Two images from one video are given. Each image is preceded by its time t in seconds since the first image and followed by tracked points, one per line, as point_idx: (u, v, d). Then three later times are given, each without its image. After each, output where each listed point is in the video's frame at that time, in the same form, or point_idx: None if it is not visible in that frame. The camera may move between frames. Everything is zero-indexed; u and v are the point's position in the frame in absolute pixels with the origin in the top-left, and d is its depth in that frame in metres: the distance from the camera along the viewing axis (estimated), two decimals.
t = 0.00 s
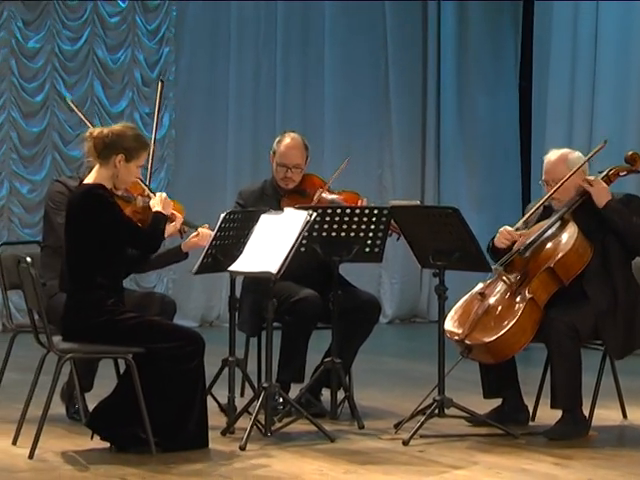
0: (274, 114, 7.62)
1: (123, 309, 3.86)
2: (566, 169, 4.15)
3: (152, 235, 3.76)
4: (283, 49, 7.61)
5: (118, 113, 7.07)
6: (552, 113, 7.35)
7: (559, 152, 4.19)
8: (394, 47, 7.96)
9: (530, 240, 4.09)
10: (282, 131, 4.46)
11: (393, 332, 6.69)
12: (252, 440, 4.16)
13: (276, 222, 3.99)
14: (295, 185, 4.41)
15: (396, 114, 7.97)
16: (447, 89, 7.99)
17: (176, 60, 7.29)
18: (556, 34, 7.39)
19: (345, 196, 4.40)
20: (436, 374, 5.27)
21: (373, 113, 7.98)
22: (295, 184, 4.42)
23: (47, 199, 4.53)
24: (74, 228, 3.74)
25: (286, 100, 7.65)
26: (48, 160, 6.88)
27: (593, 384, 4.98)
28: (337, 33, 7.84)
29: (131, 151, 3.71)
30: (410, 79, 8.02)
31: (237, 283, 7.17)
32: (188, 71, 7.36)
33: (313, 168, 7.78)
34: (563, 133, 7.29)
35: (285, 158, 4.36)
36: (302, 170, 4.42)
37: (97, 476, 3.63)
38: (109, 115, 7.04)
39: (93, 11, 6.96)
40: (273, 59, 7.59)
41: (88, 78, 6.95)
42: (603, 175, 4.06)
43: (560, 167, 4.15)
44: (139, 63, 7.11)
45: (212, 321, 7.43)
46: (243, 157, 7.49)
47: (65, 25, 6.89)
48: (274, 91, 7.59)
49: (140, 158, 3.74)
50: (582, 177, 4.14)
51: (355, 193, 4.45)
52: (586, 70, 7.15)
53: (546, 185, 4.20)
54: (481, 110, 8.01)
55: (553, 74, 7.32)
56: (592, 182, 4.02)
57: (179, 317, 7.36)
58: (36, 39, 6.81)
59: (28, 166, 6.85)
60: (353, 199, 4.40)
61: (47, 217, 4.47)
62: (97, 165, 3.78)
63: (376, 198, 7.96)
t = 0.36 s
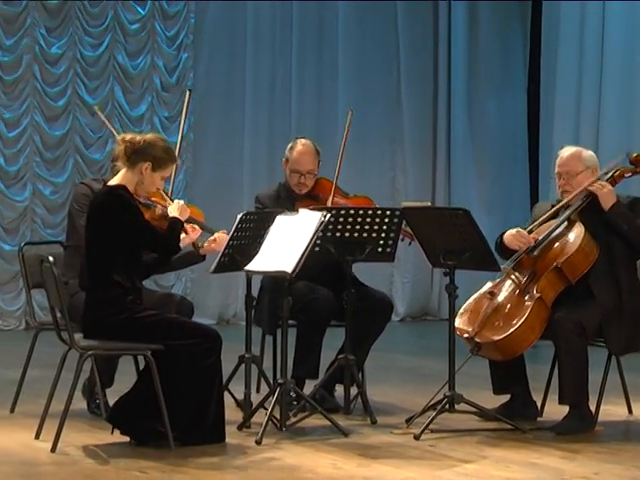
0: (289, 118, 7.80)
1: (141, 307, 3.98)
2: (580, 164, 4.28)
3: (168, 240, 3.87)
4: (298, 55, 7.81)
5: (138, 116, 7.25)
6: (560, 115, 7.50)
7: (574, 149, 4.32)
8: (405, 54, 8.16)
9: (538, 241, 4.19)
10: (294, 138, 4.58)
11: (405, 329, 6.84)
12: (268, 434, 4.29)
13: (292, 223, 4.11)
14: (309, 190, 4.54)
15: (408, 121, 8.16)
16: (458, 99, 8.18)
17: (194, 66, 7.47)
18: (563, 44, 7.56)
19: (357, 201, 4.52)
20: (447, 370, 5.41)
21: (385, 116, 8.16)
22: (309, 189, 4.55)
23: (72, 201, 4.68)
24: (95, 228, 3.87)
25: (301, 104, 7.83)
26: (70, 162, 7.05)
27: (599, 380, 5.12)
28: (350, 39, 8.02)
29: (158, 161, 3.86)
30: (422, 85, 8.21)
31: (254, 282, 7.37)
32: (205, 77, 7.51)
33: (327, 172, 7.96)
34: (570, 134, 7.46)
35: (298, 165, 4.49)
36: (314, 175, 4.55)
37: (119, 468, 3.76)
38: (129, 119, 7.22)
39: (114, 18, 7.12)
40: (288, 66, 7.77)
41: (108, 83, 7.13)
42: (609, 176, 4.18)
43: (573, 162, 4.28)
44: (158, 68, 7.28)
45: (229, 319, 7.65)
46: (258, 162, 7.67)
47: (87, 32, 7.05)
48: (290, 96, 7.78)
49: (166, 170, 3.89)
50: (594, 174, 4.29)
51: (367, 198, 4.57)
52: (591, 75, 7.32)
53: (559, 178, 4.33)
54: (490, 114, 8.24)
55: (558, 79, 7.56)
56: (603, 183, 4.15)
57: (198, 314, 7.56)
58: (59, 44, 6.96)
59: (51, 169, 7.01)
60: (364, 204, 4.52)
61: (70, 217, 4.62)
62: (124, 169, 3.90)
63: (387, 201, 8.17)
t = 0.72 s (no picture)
0: (298, 122, 7.95)
1: (155, 306, 4.10)
2: (574, 174, 4.39)
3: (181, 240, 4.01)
4: (308, 62, 7.95)
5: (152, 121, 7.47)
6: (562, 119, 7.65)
7: (566, 157, 4.43)
8: (413, 61, 8.33)
9: (539, 242, 4.33)
10: (302, 144, 4.73)
11: (412, 326, 6.98)
12: (278, 428, 4.41)
13: (301, 223, 4.24)
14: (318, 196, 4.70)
15: (414, 124, 8.34)
16: (462, 98, 8.36)
17: (207, 70, 7.67)
18: (565, 53, 7.72)
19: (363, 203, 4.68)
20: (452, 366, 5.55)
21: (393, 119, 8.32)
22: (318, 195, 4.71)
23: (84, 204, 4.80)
24: (109, 228, 3.99)
25: (310, 109, 7.97)
26: (87, 165, 7.24)
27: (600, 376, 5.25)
28: (358, 44, 8.16)
29: (174, 165, 3.99)
30: (427, 90, 8.40)
31: (264, 281, 7.52)
32: (217, 83, 7.69)
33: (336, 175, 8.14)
34: (572, 138, 7.61)
35: (306, 173, 4.64)
36: (322, 182, 4.70)
37: (133, 461, 3.88)
38: (144, 123, 7.43)
39: (129, 24, 7.34)
40: (298, 70, 7.92)
41: (123, 87, 7.33)
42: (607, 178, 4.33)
43: (567, 171, 4.39)
44: (171, 73, 7.50)
45: (240, 316, 7.80)
46: (269, 166, 7.84)
47: (103, 38, 7.26)
48: (300, 100, 7.94)
49: (181, 173, 4.01)
50: (589, 181, 4.40)
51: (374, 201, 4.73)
52: (593, 79, 7.48)
53: (555, 189, 4.45)
54: (495, 118, 8.41)
55: (560, 83, 7.72)
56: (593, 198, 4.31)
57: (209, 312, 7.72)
58: (75, 50, 7.16)
59: (68, 171, 7.20)
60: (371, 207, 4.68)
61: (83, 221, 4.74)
62: (139, 170, 4.04)
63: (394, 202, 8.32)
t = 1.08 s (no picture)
0: (298, 125, 8.12)
1: (160, 305, 4.24)
2: (573, 170, 4.53)
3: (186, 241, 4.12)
4: (307, 67, 8.13)
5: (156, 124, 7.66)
6: (554, 124, 7.83)
7: (568, 154, 4.57)
8: (410, 66, 8.52)
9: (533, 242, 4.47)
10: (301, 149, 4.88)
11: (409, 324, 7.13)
12: (278, 423, 4.55)
13: (301, 224, 4.37)
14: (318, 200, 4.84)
15: (411, 128, 8.54)
16: (458, 114, 8.57)
17: (209, 75, 7.83)
18: (556, 63, 7.86)
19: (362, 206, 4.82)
20: (448, 363, 5.70)
21: (391, 123, 8.51)
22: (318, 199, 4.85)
23: (85, 200, 4.94)
24: (115, 229, 4.11)
25: (309, 113, 8.15)
26: (92, 168, 7.41)
27: (591, 372, 5.41)
28: (357, 51, 8.35)
29: (174, 160, 4.12)
30: (424, 95, 8.60)
31: (265, 280, 7.67)
32: (219, 88, 7.84)
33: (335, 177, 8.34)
34: (564, 141, 7.79)
35: (306, 177, 4.78)
36: (321, 186, 4.85)
37: (138, 455, 4.01)
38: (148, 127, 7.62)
39: (134, 30, 7.51)
40: (298, 75, 8.10)
41: (128, 92, 7.51)
42: (600, 179, 4.48)
43: (567, 166, 4.53)
44: (175, 78, 7.68)
45: (242, 315, 7.95)
46: (270, 169, 8.01)
47: (108, 44, 7.43)
48: (300, 103, 8.11)
49: (182, 167, 4.15)
50: (587, 178, 4.53)
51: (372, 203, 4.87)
52: (584, 83, 7.67)
53: (554, 183, 4.58)
54: (491, 124, 8.58)
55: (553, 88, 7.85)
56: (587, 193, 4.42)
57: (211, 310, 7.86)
58: (82, 56, 7.34)
59: (74, 173, 7.37)
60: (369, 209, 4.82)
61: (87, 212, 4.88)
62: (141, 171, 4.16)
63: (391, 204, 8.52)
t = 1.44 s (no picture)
0: (297, 128, 8.28)
1: (161, 303, 4.37)
2: (562, 174, 4.66)
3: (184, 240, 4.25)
4: (305, 71, 8.29)
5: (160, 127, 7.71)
6: (544, 130, 8.04)
7: (556, 159, 4.69)
8: (405, 71, 8.68)
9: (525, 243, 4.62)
10: (297, 156, 5.03)
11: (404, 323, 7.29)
12: (277, 419, 4.68)
13: (299, 224, 4.50)
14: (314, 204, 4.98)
15: (407, 132, 8.71)
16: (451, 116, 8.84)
17: (210, 80, 7.95)
18: (546, 69, 8.07)
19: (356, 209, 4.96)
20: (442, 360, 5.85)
21: (387, 127, 8.67)
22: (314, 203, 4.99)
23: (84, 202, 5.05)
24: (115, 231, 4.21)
25: (307, 118, 8.31)
26: (97, 170, 7.55)
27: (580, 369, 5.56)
28: (355, 58, 8.51)
29: (173, 168, 4.23)
30: (420, 99, 8.77)
31: (265, 280, 7.83)
32: (220, 93, 8.00)
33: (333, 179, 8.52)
34: (555, 146, 7.97)
35: (302, 181, 4.93)
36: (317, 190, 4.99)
37: (142, 450, 4.14)
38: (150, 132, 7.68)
39: (137, 37, 7.65)
40: (296, 80, 8.25)
41: (131, 96, 7.64)
42: (589, 181, 4.59)
43: (556, 171, 4.66)
44: (177, 83, 7.79)
45: (242, 313, 8.11)
46: (269, 171, 8.17)
47: (112, 50, 7.57)
48: (298, 108, 8.27)
49: (181, 174, 4.25)
50: (575, 182, 4.68)
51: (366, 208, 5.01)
52: (574, 88, 7.85)
53: (543, 187, 4.72)
54: (483, 130, 8.83)
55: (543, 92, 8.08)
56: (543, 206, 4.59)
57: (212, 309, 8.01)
58: (86, 62, 7.48)
59: (79, 176, 7.51)
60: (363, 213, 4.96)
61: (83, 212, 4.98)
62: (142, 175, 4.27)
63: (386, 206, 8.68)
